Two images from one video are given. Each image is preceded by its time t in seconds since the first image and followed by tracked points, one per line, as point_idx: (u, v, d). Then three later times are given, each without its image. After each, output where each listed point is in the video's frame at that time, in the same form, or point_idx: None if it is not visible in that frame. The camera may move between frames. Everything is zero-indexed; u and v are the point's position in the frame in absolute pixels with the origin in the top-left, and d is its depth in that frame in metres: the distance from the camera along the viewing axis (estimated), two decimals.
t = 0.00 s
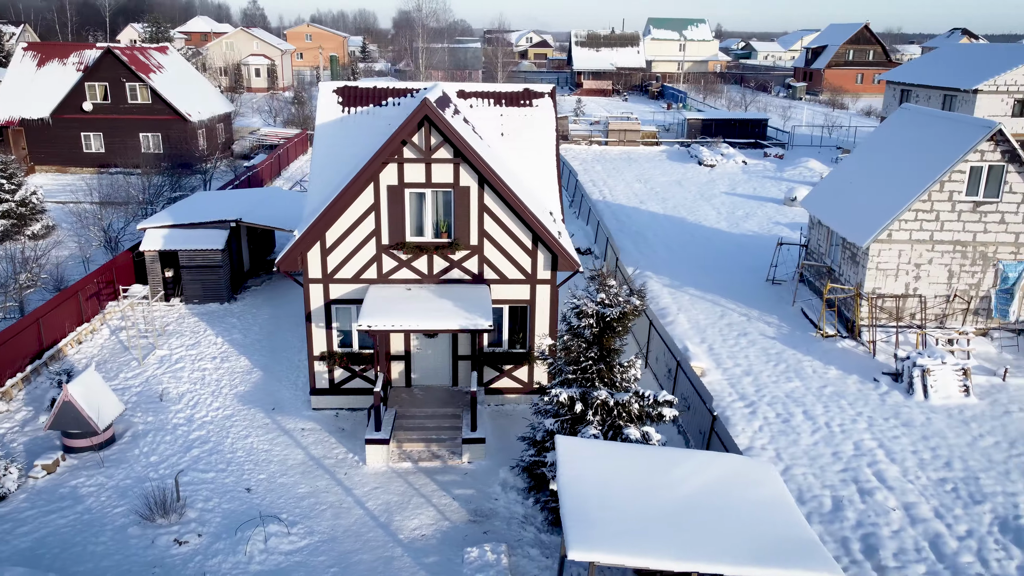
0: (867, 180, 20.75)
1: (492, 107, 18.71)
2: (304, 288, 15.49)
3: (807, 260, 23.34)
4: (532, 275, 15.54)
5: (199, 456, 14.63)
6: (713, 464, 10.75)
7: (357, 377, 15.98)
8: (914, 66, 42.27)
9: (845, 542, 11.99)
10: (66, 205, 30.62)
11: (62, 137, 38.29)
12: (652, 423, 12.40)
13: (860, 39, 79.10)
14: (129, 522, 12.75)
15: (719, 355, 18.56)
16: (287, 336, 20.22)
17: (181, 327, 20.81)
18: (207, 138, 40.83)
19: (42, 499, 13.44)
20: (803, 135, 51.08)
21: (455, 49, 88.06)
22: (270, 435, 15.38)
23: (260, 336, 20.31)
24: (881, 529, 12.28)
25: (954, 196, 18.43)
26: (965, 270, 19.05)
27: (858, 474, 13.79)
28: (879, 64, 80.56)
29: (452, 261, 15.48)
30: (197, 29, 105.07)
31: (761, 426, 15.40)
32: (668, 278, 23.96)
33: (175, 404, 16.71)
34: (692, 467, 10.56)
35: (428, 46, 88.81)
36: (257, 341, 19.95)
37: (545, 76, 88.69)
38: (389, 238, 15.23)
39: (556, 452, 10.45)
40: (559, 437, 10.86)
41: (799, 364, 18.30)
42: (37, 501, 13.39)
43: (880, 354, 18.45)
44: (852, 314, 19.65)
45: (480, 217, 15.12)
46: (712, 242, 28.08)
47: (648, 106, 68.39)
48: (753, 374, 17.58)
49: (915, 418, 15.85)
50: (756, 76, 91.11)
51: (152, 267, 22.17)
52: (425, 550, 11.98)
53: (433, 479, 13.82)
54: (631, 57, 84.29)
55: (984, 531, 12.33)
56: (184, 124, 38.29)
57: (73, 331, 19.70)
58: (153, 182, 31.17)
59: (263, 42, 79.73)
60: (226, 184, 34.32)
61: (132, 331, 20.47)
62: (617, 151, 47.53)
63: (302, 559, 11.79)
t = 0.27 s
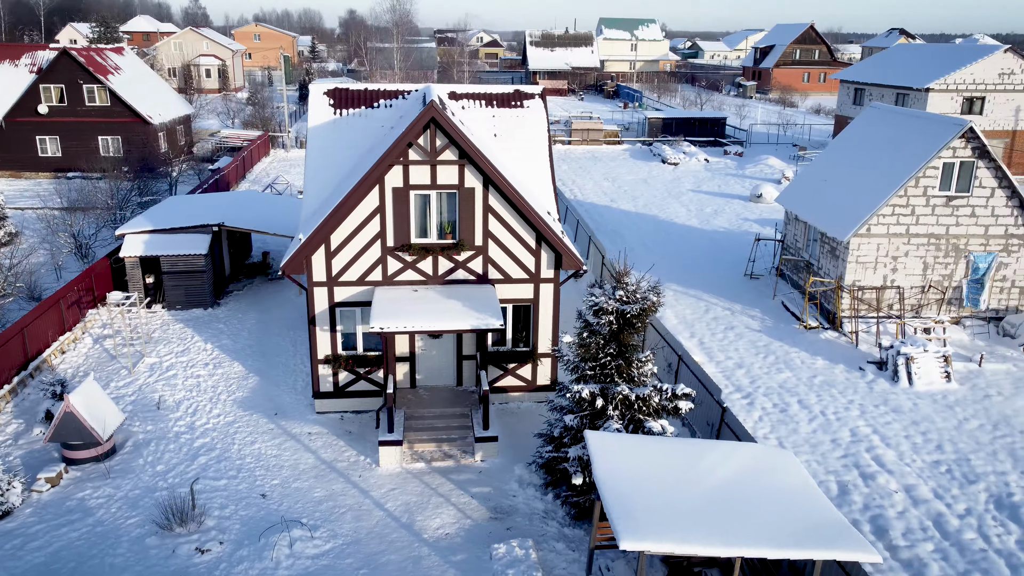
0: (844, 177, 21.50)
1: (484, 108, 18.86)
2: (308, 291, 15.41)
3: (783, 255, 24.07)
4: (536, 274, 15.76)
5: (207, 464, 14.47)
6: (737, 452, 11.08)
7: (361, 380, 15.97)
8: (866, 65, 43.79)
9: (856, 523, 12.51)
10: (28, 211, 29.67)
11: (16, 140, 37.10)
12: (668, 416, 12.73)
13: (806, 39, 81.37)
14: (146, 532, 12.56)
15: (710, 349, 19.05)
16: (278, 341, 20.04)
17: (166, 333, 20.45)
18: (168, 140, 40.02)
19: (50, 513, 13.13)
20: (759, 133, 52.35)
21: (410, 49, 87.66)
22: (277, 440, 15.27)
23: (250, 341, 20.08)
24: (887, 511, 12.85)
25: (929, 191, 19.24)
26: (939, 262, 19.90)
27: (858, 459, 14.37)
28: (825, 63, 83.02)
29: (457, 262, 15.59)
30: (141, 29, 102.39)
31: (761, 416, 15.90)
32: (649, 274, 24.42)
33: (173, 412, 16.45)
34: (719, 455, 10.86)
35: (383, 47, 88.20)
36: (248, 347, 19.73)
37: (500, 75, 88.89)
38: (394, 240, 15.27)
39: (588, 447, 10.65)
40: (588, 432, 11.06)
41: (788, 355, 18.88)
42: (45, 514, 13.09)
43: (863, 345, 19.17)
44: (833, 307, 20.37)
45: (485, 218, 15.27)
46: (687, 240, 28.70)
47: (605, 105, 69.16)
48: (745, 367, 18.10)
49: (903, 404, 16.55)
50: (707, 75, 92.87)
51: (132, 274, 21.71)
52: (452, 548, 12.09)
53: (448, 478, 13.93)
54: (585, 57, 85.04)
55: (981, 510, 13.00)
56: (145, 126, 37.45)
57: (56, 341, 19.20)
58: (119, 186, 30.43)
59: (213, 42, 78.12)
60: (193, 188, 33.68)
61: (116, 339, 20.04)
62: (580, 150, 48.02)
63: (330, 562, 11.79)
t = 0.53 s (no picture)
0: (821, 174, 22.25)
1: (477, 109, 19.02)
2: (314, 294, 15.38)
3: (761, 250, 24.77)
4: (541, 273, 15.99)
5: (219, 470, 14.33)
6: (756, 440, 11.48)
7: (368, 382, 16.00)
8: (823, 65, 45.13)
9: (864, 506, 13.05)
10: None
11: None
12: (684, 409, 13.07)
13: (757, 39, 83.44)
14: (166, 541, 12.41)
15: (703, 343, 19.53)
16: (272, 345, 19.86)
17: (155, 339, 20.12)
18: (130, 143, 39.09)
19: (63, 525, 12.88)
20: (720, 131, 53.44)
21: (366, 49, 86.93)
22: (287, 444, 15.19)
23: (243, 346, 19.87)
24: (892, 494, 13.42)
25: (906, 186, 20.05)
26: (915, 254, 20.73)
27: (858, 446, 14.95)
28: (775, 63, 85.18)
29: (464, 262, 15.72)
30: (84, 29, 99.41)
31: (760, 406, 16.40)
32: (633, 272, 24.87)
33: (175, 420, 16.22)
34: (743, 445, 11.22)
35: (338, 47, 87.30)
36: (242, 351, 19.52)
37: (457, 75, 88.79)
38: (401, 241, 15.33)
39: (619, 441, 10.92)
40: (617, 426, 11.33)
41: (777, 347, 19.45)
42: (57, 527, 12.82)
43: (847, 335, 19.86)
44: (816, 300, 21.05)
45: (491, 218, 15.43)
46: (663, 237, 29.27)
47: (566, 104, 69.73)
48: (738, 359, 18.61)
49: (892, 391, 17.24)
50: (661, 75, 94.31)
51: (116, 280, 21.28)
52: (479, 545, 12.24)
53: (465, 477, 14.06)
54: (542, 57, 85.45)
55: (978, 489, 13.66)
56: (107, 129, 36.51)
57: (42, 350, 18.73)
58: (87, 191, 29.70)
59: (165, 42, 76.29)
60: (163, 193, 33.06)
61: (103, 348, 19.62)
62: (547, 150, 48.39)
63: (360, 563, 11.83)
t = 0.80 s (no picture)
0: (800, 172, 22.98)
1: (472, 111, 19.23)
2: (322, 297, 15.37)
3: (740, 246, 25.45)
4: (545, 272, 16.25)
5: (232, 476, 14.24)
6: (776, 429, 11.85)
7: (375, 384, 16.04)
8: (782, 65, 46.32)
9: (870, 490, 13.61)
10: None
11: None
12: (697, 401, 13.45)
13: (710, 40, 85.28)
14: (190, 549, 12.31)
15: (695, 337, 20.03)
16: (267, 350, 19.71)
17: (145, 346, 19.78)
18: (92, 146, 38.10)
19: (79, 537, 12.66)
20: (681, 130, 54.41)
21: (322, 50, 85.99)
22: (298, 448, 15.15)
23: (238, 351, 19.69)
24: (893, 477, 14.03)
25: (883, 182, 20.84)
26: (892, 248, 21.55)
27: (856, 432, 15.55)
28: (728, 62, 87.09)
29: (470, 263, 15.89)
30: (25, 28, 96.22)
31: (758, 398, 16.93)
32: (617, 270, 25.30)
33: (180, 427, 16.03)
34: (765, 433, 11.59)
35: (293, 47, 86.15)
36: (237, 357, 19.34)
37: (414, 75, 88.38)
38: (409, 243, 15.43)
39: (647, 433, 11.23)
40: (642, 419, 11.65)
41: (766, 340, 20.04)
42: (74, 538, 12.61)
43: (831, 327, 20.57)
44: (799, 293, 21.74)
45: (498, 219, 15.62)
46: (641, 234, 29.81)
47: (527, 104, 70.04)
48: (731, 352, 19.15)
49: (880, 379, 17.94)
50: (617, 75, 95.41)
51: (101, 287, 20.87)
52: (506, 541, 12.44)
53: (482, 474, 14.23)
54: (500, 57, 85.58)
55: (972, 470, 14.36)
56: (68, 133, 35.55)
57: (30, 360, 18.29)
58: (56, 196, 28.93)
59: (114, 42, 74.38)
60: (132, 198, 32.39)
61: (93, 357, 19.25)
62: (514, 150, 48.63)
63: (390, 563, 11.92)
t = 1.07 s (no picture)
0: (782, 170, 23.64)
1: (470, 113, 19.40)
2: (334, 300, 15.40)
3: (724, 243, 26.06)
4: (553, 271, 16.51)
5: (251, 481, 14.20)
6: (795, 421, 12.25)
7: (387, 385, 16.12)
8: (747, 65, 47.33)
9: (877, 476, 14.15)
10: None
11: None
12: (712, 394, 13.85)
13: (669, 40, 86.70)
14: (218, 554, 12.26)
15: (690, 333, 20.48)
16: (266, 354, 19.60)
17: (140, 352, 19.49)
18: (57, 150, 37.17)
19: (102, 546, 12.51)
20: (649, 129, 55.22)
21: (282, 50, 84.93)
22: (313, 451, 15.16)
23: (236, 356, 19.54)
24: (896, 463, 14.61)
25: (865, 179, 21.57)
26: (874, 242, 22.32)
27: (855, 421, 16.13)
28: (687, 62, 88.63)
29: (480, 263, 16.07)
30: None
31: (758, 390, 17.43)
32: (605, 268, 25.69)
33: (189, 433, 15.89)
34: (787, 426, 11.98)
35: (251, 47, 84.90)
36: (237, 362, 19.20)
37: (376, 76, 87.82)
38: (420, 245, 15.55)
39: (675, 427, 11.55)
40: (668, 413, 11.97)
41: (758, 333, 20.60)
42: (97, 548, 12.45)
43: (819, 320, 21.22)
44: (786, 288, 22.37)
45: (507, 219, 15.83)
46: (623, 233, 30.29)
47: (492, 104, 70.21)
48: (727, 347, 19.65)
49: (871, 369, 18.60)
50: (578, 74, 96.17)
51: (91, 295, 20.51)
52: (534, 535, 12.67)
53: (501, 471, 14.43)
54: (463, 57, 85.52)
55: (968, 454, 15.02)
56: (35, 136, 34.64)
57: (24, 370, 17.91)
58: (29, 202, 28.22)
59: (66, 42, 72.47)
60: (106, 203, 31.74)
61: (87, 365, 18.93)
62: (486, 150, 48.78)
63: (422, 561, 12.06)
